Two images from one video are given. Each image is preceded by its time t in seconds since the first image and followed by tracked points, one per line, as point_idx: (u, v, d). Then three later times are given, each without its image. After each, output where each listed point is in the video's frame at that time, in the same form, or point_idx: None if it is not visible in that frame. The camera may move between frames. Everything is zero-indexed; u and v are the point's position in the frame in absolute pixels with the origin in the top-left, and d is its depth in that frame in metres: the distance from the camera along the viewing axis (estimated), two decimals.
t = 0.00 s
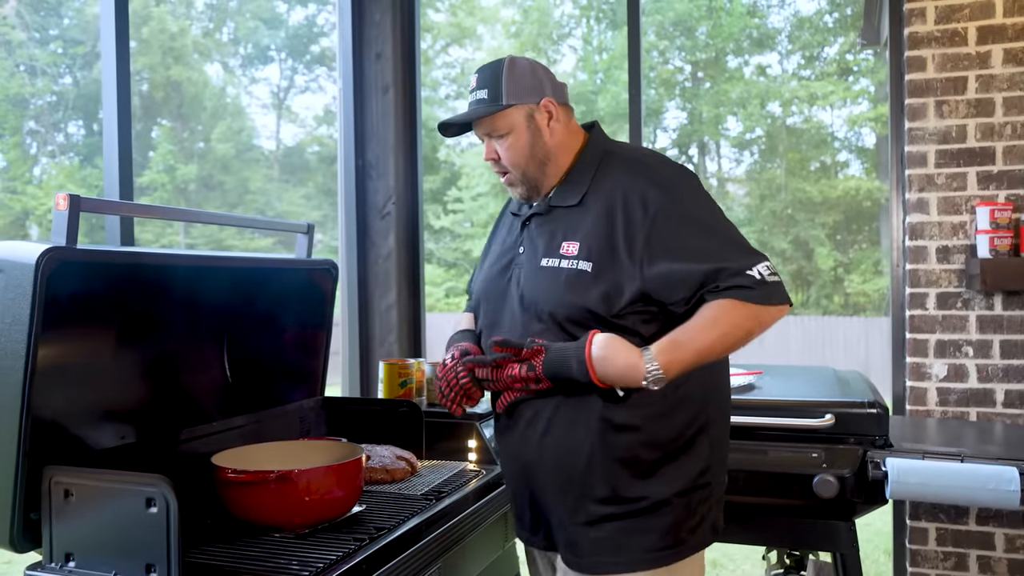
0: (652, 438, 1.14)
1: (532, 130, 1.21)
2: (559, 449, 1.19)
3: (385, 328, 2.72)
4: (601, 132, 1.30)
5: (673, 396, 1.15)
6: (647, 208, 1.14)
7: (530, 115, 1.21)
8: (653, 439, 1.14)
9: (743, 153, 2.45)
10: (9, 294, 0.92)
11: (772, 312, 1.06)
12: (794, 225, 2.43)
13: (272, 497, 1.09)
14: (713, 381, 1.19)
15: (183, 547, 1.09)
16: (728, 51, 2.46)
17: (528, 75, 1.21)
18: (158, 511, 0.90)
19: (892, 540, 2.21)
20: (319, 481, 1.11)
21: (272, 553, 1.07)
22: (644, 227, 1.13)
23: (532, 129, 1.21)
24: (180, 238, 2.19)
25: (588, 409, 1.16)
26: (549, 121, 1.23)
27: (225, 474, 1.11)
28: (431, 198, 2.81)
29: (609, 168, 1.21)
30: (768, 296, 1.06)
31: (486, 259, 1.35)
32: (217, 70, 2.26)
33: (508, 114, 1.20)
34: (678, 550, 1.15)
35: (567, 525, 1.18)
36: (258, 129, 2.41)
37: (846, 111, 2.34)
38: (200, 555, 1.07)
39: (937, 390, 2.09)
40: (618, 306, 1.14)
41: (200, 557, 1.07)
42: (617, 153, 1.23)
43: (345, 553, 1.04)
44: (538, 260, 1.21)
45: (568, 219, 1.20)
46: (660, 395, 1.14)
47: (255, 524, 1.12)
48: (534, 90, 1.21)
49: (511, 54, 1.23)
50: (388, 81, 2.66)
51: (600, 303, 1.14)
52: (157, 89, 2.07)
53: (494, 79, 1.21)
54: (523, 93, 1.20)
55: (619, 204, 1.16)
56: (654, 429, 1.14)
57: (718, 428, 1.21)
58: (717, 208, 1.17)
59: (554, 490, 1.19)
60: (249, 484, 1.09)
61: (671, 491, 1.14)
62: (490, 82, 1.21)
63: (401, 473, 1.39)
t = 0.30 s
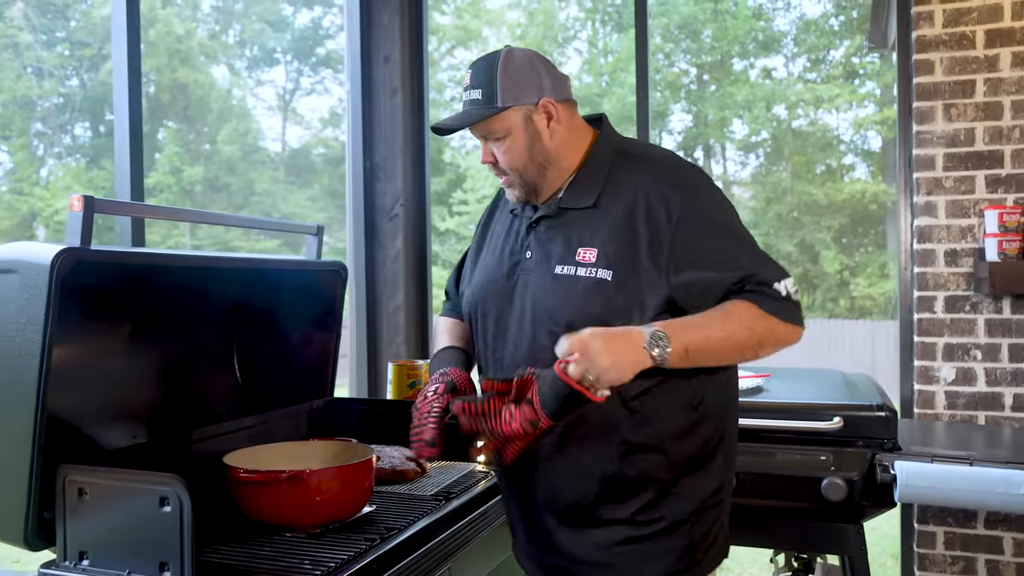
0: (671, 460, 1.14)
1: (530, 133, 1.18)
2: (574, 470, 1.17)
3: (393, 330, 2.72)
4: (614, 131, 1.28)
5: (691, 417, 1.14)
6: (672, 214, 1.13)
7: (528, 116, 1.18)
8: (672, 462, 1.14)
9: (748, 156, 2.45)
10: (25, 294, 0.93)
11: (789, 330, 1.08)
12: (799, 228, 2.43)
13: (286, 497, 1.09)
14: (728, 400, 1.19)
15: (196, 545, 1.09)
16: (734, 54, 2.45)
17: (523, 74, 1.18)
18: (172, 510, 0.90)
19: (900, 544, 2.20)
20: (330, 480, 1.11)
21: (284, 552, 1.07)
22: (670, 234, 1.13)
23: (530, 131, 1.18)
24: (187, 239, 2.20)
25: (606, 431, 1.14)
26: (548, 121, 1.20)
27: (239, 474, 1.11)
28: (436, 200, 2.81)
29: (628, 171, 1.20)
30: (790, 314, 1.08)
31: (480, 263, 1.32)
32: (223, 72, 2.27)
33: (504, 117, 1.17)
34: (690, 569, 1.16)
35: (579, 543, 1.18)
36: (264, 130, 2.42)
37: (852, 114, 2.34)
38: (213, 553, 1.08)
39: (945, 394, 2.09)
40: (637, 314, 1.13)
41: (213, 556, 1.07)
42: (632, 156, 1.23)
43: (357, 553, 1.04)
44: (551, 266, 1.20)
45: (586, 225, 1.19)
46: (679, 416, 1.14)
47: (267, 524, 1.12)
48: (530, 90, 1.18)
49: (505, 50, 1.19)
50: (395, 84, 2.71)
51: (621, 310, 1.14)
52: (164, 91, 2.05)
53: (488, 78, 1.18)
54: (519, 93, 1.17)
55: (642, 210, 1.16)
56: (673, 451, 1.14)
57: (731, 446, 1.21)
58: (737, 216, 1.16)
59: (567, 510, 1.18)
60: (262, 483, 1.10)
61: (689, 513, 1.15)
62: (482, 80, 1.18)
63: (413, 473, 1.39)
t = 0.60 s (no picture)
0: (687, 475, 1.10)
1: (543, 126, 1.13)
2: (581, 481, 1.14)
3: (403, 330, 2.73)
4: (635, 132, 1.22)
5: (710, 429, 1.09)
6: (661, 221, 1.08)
7: (542, 108, 1.12)
8: (687, 477, 1.10)
9: (758, 156, 2.44)
10: (44, 295, 0.94)
11: (748, 370, 1.03)
12: (809, 228, 2.42)
13: (303, 499, 1.10)
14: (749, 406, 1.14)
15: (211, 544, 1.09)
16: (743, 54, 2.45)
17: (538, 63, 1.12)
18: (189, 509, 0.91)
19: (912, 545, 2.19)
20: (344, 480, 1.11)
21: (298, 551, 1.08)
22: (659, 242, 1.07)
23: (543, 124, 1.13)
24: (197, 241, 2.21)
25: (613, 445, 1.11)
26: (563, 113, 1.14)
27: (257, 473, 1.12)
28: (445, 201, 2.82)
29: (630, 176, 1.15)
30: (751, 355, 1.01)
31: (489, 257, 1.30)
32: (233, 74, 2.28)
33: (517, 109, 1.12)
34: None
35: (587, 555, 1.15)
36: (273, 132, 2.43)
37: (863, 114, 2.33)
38: (227, 552, 1.08)
39: (958, 394, 2.08)
40: (631, 326, 1.09)
41: (228, 554, 1.07)
42: (638, 160, 1.17)
43: (370, 553, 1.05)
44: (553, 268, 1.16)
45: (586, 227, 1.15)
46: (696, 428, 1.09)
47: (281, 524, 1.13)
48: (545, 80, 1.12)
49: (520, 36, 1.14)
50: (407, 85, 2.72)
51: (621, 321, 1.09)
52: (175, 93, 2.06)
53: (501, 67, 1.12)
54: (534, 83, 1.12)
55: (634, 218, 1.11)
56: (690, 465, 1.10)
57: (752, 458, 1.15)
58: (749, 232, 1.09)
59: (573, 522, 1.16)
60: (275, 483, 1.10)
61: (707, 527, 1.11)
62: (495, 69, 1.13)
63: (426, 473, 1.40)
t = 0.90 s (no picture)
0: (690, 485, 1.06)
1: (557, 115, 1.09)
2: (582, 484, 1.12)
3: (410, 330, 2.73)
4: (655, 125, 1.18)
5: (717, 438, 1.05)
6: (682, 222, 1.03)
7: (555, 97, 1.09)
8: (690, 486, 1.06)
9: (764, 156, 2.43)
10: (54, 293, 0.94)
11: (783, 376, 0.98)
12: (816, 228, 2.41)
13: (301, 500, 1.10)
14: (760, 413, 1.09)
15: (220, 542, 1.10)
16: (750, 54, 2.44)
17: (551, 50, 1.08)
18: (198, 507, 0.91)
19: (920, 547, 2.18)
20: (352, 479, 1.12)
21: (306, 549, 1.08)
22: (678, 243, 1.03)
23: (557, 114, 1.09)
24: (203, 240, 2.21)
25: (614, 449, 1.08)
26: (576, 103, 1.11)
27: (259, 471, 1.12)
28: (451, 200, 2.82)
29: (648, 173, 1.11)
30: (785, 362, 0.97)
31: (500, 251, 1.26)
32: (240, 74, 2.28)
33: (529, 98, 1.08)
34: None
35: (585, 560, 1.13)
36: (279, 131, 2.44)
37: (870, 114, 2.33)
38: (236, 550, 1.08)
39: (966, 395, 2.07)
40: (646, 329, 1.06)
41: (236, 552, 1.08)
42: (656, 156, 1.12)
43: (379, 551, 1.05)
44: (566, 266, 1.12)
45: (600, 224, 1.11)
46: (701, 436, 1.05)
47: (290, 522, 1.13)
48: (559, 67, 1.08)
49: (532, 22, 1.10)
50: (414, 84, 2.72)
51: (635, 324, 1.05)
52: (181, 93, 2.07)
53: (512, 55, 1.09)
54: (547, 71, 1.08)
55: (652, 217, 1.06)
56: (694, 474, 1.06)
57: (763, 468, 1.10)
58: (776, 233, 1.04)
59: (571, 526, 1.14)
60: (284, 482, 1.11)
61: (711, 539, 1.07)
62: (506, 57, 1.09)
63: (432, 472, 1.40)
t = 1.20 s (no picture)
0: (701, 494, 1.04)
1: (576, 111, 1.08)
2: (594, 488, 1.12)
3: (419, 329, 2.74)
4: (675, 124, 1.16)
5: (729, 447, 1.04)
6: (694, 222, 1.02)
7: (575, 92, 1.08)
8: (700, 495, 1.05)
9: (773, 155, 2.42)
10: (63, 291, 0.94)
11: (784, 388, 0.96)
12: (825, 227, 2.40)
13: (309, 500, 1.10)
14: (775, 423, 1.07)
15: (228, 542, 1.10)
16: (759, 52, 2.43)
17: (572, 43, 1.08)
18: (205, 506, 0.91)
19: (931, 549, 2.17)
20: (361, 479, 1.12)
21: (315, 549, 1.08)
22: (693, 239, 1.01)
23: (576, 109, 1.08)
24: (213, 238, 2.22)
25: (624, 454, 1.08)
26: (597, 98, 1.10)
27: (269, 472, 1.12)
28: (460, 199, 2.82)
29: (664, 174, 1.09)
30: (784, 371, 0.95)
31: (515, 247, 1.26)
32: (249, 72, 2.29)
33: (549, 92, 1.07)
34: None
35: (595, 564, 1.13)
36: (288, 130, 2.44)
37: (880, 113, 2.31)
38: (245, 550, 1.09)
39: (980, 396, 2.05)
40: (657, 331, 1.05)
41: (245, 552, 1.08)
42: (674, 154, 1.11)
43: (388, 552, 1.05)
44: (579, 266, 1.12)
45: (613, 224, 1.11)
46: (714, 445, 1.03)
47: (299, 522, 1.13)
48: (579, 61, 1.07)
49: (553, 15, 1.10)
50: (423, 83, 2.73)
51: (645, 325, 1.04)
52: (191, 91, 2.08)
53: (532, 47, 1.08)
54: (567, 66, 1.07)
55: (664, 217, 1.05)
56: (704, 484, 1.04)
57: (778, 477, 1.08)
58: (793, 236, 1.02)
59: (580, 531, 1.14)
60: (292, 481, 1.11)
61: (722, 551, 1.05)
62: (526, 51, 1.09)
63: (442, 472, 1.39)
